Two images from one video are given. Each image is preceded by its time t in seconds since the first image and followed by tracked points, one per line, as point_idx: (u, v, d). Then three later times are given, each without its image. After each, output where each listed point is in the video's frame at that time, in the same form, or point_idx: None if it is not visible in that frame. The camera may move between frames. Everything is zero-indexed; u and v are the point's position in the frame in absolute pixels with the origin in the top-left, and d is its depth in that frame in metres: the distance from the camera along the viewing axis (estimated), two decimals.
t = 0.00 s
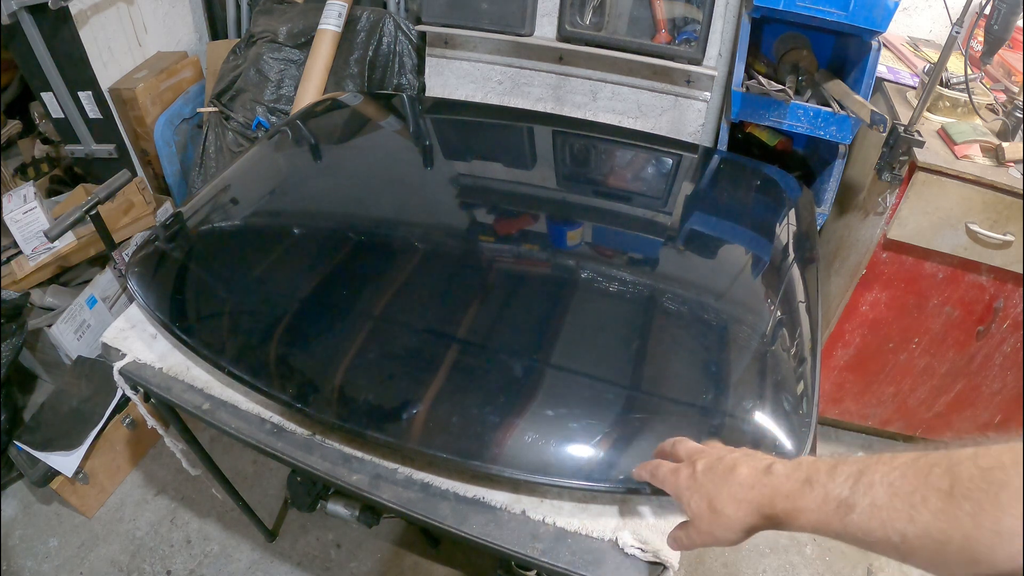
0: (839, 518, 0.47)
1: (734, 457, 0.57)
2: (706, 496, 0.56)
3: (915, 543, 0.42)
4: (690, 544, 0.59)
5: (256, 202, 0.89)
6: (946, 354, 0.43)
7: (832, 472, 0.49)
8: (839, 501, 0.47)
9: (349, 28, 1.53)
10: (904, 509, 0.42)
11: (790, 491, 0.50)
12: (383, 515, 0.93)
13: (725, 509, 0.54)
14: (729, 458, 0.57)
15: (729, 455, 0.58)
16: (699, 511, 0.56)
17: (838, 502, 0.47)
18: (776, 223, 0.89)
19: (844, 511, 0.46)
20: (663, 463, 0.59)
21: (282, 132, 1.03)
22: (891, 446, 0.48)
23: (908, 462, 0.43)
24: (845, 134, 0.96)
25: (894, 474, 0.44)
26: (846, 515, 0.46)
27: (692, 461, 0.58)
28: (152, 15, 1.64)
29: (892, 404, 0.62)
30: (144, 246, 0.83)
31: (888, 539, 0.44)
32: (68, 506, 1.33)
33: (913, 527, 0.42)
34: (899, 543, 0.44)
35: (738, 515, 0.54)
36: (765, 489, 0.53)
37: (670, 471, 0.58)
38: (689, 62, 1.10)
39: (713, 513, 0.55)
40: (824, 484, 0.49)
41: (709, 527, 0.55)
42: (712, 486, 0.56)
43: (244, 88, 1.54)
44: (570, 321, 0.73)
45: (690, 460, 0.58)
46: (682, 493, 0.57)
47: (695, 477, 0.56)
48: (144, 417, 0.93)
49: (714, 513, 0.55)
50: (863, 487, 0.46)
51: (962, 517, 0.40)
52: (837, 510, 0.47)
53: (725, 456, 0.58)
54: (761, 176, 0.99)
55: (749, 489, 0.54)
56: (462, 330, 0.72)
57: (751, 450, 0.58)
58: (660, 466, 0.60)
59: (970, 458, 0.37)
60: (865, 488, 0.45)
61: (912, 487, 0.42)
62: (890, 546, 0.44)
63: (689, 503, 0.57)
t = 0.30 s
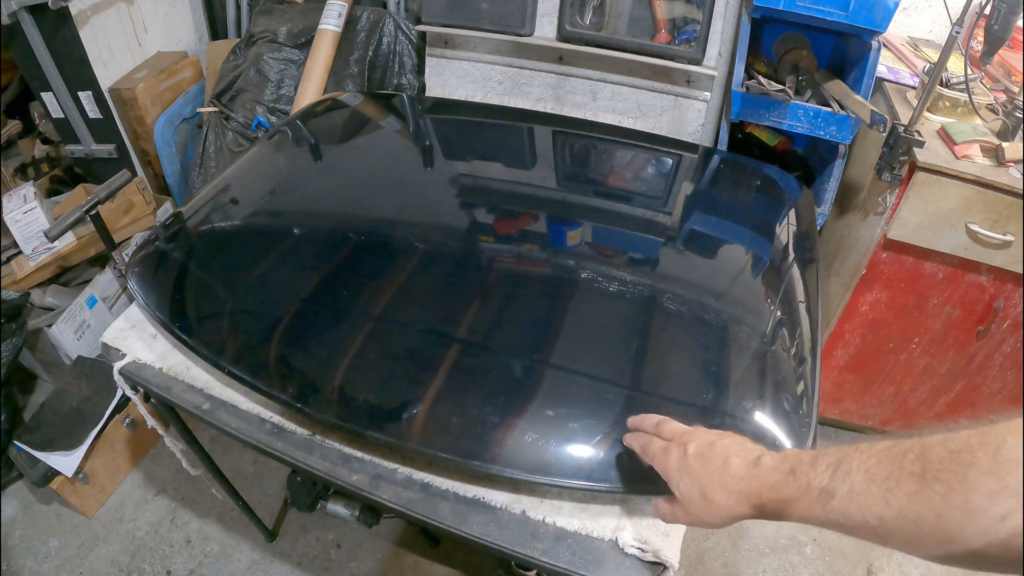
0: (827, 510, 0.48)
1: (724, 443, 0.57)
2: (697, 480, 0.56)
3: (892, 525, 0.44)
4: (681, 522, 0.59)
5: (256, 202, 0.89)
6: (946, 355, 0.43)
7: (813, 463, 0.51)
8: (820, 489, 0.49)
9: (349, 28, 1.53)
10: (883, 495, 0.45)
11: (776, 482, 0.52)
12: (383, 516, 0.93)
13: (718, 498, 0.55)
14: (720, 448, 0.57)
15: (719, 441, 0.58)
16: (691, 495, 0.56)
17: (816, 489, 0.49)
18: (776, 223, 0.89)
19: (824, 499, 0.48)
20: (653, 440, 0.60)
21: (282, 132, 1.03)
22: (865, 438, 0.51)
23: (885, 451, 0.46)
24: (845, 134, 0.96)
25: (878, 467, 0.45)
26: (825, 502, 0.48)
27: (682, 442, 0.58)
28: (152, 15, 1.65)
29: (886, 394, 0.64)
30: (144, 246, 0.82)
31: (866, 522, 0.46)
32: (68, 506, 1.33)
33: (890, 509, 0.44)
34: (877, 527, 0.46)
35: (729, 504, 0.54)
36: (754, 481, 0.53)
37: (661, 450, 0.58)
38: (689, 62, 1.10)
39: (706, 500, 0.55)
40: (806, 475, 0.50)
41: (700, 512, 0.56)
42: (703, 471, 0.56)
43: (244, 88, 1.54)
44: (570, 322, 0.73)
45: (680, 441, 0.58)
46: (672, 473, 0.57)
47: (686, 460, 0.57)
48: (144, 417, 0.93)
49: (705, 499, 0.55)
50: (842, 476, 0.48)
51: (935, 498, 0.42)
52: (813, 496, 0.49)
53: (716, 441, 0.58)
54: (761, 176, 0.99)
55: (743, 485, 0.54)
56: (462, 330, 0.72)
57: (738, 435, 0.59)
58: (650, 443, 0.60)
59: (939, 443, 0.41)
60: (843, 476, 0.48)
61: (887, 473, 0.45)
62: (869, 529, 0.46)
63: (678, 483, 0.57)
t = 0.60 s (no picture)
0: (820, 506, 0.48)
1: (716, 449, 0.58)
2: (691, 486, 0.57)
3: (870, 519, 0.45)
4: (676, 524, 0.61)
5: (256, 202, 0.89)
6: (946, 354, 0.43)
7: (796, 464, 0.52)
8: (802, 489, 0.49)
9: (349, 28, 1.53)
10: (861, 490, 0.45)
11: (763, 487, 0.53)
12: (383, 515, 0.93)
13: (711, 502, 0.56)
14: (712, 454, 0.58)
15: (710, 447, 0.59)
16: (686, 501, 0.58)
17: (798, 489, 0.50)
18: (776, 223, 0.90)
19: (806, 498, 0.49)
20: (647, 445, 0.61)
21: (282, 132, 1.03)
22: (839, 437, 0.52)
23: (860, 448, 0.47)
24: (845, 134, 0.96)
25: (864, 465, 0.46)
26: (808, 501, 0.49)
27: (675, 449, 0.60)
28: (152, 15, 1.65)
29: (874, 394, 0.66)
30: (144, 246, 0.82)
31: (846, 519, 0.47)
32: (68, 506, 1.33)
33: (865, 505, 0.45)
34: (856, 522, 0.47)
35: (722, 509, 0.56)
36: (745, 486, 0.54)
37: (657, 456, 0.60)
38: (689, 62, 1.10)
39: (701, 506, 0.57)
40: (788, 476, 0.51)
41: (693, 515, 0.58)
42: (697, 478, 0.57)
43: (244, 88, 1.54)
44: (571, 322, 0.73)
45: (674, 448, 0.60)
46: (666, 480, 0.58)
47: (680, 467, 0.58)
48: (144, 417, 0.93)
49: (700, 505, 0.57)
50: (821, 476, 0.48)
51: (907, 492, 0.43)
52: (796, 496, 0.50)
53: (709, 447, 0.59)
54: (761, 176, 0.99)
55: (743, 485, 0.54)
56: (462, 330, 0.72)
57: (730, 439, 0.60)
58: (643, 447, 0.61)
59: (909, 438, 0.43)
60: (822, 475, 0.48)
61: (863, 470, 0.46)
62: (851, 525, 0.47)
63: (673, 489, 0.58)
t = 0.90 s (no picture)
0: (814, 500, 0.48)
1: (701, 446, 0.58)
2: (679, 485, 0.57)
3: (861, 513, 0.46)
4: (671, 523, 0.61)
5: (256, 202, 0.89)
6: (946, 355, 0.43)
7: (783, 458, 0.51)
8: (790, 484, 0.49)
9: (349, 28, 1.53)
10: (850, 483, 0.46)
11: (752, 483, 0.52)
12: (383, 515, 0.93)
13: (700, 500, 0.56)
14: (699, 451, 0.57)
15: (696, 445, 0.58)
16: (675, 500, 0.57)
17: (789, 484, 0.49)
18: (776, 223, 0.90)
19: (795, 493, 0.49)
20: (637, 447, 0.60)
21: (282, 132, 1.03)
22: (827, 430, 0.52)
23: (847, 441, 0.47)
24: (845, 134, 0.96)
25: (852, 457, 0.46)
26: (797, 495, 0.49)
27: (663, 449, 0.59)
28: (152, 14, 1.64)
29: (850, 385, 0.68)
30: (144, 246, 0.82)
31: (837, 513, 0.47)
32: (68, 506, 1.33)
33: (856, 497, 0.45)
34: (847, 515, 0.47)
35: (709, 505, 0.55)
36: (731, 483, 0.54)
37: (646, 457, 0.58)
38: (689, 62, 1.10)
39: (689, 504, 0.56)
40: (776, 471, 0.51)
41: (684, 514, 0.57)
42: (683, 476, 0.57)
43: (244, 88, 1.54)
44: (571, 322, 0.73)
45: (661, 447, 0.59)
46: (656, 481, 0.58)
47: (667, 467, 0.57)
48: (144, 417, 0.93)
49: (689, 503, 0.56)
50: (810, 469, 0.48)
51: (896, 483, 0.43)
52: (788, 491, 0.49)
53: (695, 444, 0.58)
54: (761, 176, 0.99)
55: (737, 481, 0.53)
56: (462, 330, 0.72)
57: (714, 436, 0.59)
58: (632, 450, 0.60)
59: (897, 429, 0.44)
60: (811, 468, 0.48)
61: (852, 462, 0.46)
62: (840, 517, 0.47)
63: (662, 490, 0.58)
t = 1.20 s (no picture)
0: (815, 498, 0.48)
1: (697, 436, 0.58)
2: (675, 475, 0.57)
3: (858, 501, 0.45)
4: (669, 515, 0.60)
5: (256, 202, 0.89)
6: (945, 355, 0.43)
7: (780, 447, 0.51)
8: (788, 472, 0.49)
9: (349, 28, 1.53)
10: (847, 471, 0.45)
11: (749, 472, 0.52)
12: (383, 515, 0.93)
13: (696, 490, 0.55)
14: (694, 440, 0.57)
15: (693, 435, 0.58)
16: (671, 490, 0.57)
17: (788, 471, 0.49)
18: (776, 223, 0.90)
19: (792, 481, 0.48)
20: (635, 438, 0.60)
21: (282, 132, 1.03)
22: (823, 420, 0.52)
23: (845, 430, 0.47)
24: (845, 134, 0.96)
25: (850, 446, 0.46)
26: (796, 484, 0.48)
27: (660, 439, 0.60)
28: (152, 15, 1.65)
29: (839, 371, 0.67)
30: (144, 246, 0.82)
31: (834, 501, 0.46)
32: (68, 506, 1.33)
33: (853, 485, 0.45)
34: (844, 504, 0.46)
35: (705, 494, 0.55)
36: (728, 471, 0.53)
37: (643, 447, 0.59)
38: (689, 63, 1.10)
39: (686, 494, 0.56)
40: (773, 460, 0.51)
41: (680, 504, 0.58)
42: (679, 465, 0.57)
43: (244, 88, 1.54)
44: (571, 323, 0.73)
45: (659, 438, 0.60)
46: (654, 472, 0.58)
47: (664, 456, 0.58)
48: (144, 417, 0.93)
49: (686, 493, 0.56)
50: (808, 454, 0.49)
51: (893, 472, 0.43)
52: (787, 478, 0.49)
53: (690, 434, 0.59)
54: (761, 176, 0.99)
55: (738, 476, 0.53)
56: (462, 329, 0.72)
57: (711, 426, 0.60)
58: (630, 441, 0.60)
59: (894, 418, 0.44)
60: (809, 456, 0.48)
61: (849, 451, 0.46)
62: (837, 507, 0.47)
63: (659, 480, 0.58)
